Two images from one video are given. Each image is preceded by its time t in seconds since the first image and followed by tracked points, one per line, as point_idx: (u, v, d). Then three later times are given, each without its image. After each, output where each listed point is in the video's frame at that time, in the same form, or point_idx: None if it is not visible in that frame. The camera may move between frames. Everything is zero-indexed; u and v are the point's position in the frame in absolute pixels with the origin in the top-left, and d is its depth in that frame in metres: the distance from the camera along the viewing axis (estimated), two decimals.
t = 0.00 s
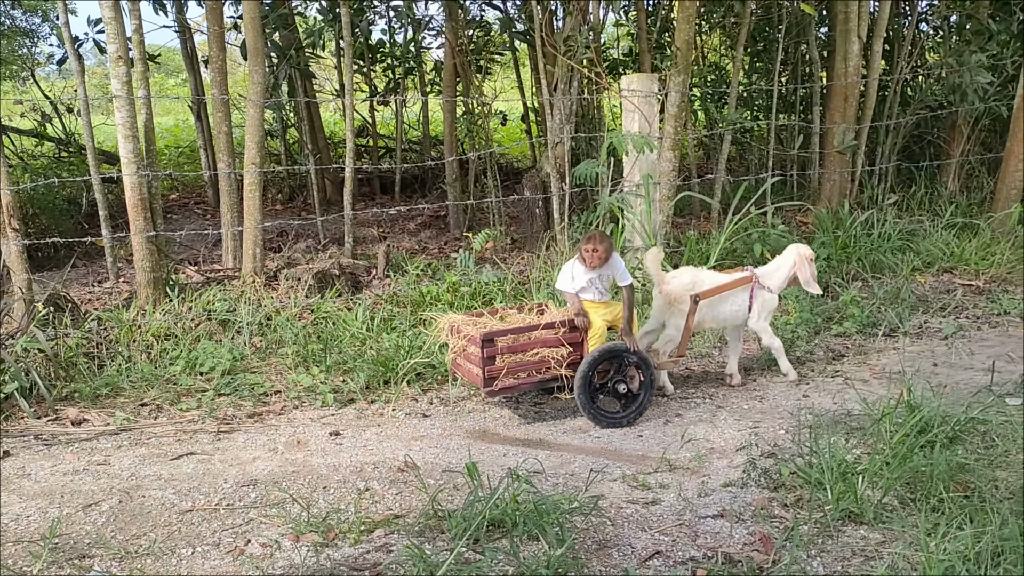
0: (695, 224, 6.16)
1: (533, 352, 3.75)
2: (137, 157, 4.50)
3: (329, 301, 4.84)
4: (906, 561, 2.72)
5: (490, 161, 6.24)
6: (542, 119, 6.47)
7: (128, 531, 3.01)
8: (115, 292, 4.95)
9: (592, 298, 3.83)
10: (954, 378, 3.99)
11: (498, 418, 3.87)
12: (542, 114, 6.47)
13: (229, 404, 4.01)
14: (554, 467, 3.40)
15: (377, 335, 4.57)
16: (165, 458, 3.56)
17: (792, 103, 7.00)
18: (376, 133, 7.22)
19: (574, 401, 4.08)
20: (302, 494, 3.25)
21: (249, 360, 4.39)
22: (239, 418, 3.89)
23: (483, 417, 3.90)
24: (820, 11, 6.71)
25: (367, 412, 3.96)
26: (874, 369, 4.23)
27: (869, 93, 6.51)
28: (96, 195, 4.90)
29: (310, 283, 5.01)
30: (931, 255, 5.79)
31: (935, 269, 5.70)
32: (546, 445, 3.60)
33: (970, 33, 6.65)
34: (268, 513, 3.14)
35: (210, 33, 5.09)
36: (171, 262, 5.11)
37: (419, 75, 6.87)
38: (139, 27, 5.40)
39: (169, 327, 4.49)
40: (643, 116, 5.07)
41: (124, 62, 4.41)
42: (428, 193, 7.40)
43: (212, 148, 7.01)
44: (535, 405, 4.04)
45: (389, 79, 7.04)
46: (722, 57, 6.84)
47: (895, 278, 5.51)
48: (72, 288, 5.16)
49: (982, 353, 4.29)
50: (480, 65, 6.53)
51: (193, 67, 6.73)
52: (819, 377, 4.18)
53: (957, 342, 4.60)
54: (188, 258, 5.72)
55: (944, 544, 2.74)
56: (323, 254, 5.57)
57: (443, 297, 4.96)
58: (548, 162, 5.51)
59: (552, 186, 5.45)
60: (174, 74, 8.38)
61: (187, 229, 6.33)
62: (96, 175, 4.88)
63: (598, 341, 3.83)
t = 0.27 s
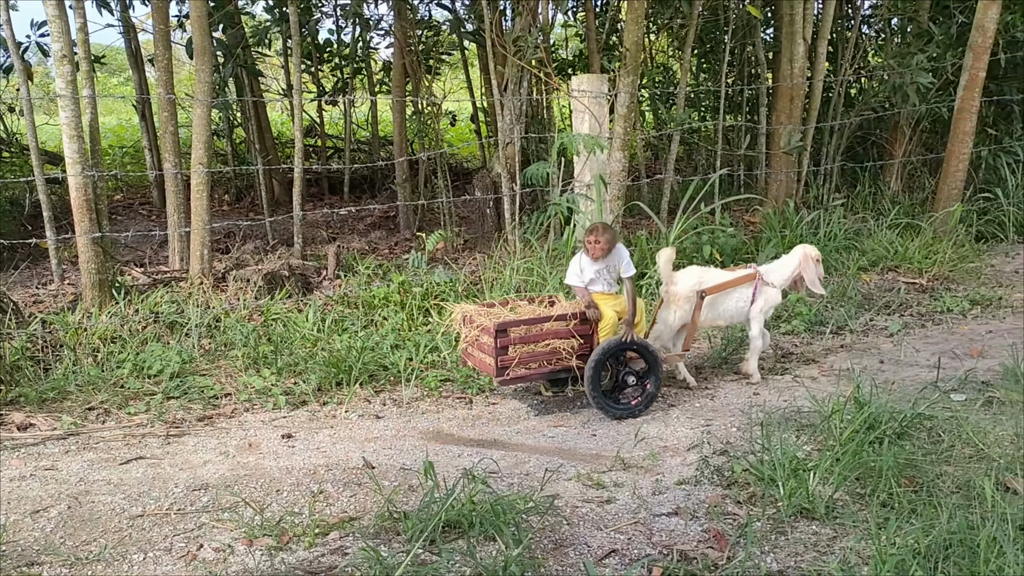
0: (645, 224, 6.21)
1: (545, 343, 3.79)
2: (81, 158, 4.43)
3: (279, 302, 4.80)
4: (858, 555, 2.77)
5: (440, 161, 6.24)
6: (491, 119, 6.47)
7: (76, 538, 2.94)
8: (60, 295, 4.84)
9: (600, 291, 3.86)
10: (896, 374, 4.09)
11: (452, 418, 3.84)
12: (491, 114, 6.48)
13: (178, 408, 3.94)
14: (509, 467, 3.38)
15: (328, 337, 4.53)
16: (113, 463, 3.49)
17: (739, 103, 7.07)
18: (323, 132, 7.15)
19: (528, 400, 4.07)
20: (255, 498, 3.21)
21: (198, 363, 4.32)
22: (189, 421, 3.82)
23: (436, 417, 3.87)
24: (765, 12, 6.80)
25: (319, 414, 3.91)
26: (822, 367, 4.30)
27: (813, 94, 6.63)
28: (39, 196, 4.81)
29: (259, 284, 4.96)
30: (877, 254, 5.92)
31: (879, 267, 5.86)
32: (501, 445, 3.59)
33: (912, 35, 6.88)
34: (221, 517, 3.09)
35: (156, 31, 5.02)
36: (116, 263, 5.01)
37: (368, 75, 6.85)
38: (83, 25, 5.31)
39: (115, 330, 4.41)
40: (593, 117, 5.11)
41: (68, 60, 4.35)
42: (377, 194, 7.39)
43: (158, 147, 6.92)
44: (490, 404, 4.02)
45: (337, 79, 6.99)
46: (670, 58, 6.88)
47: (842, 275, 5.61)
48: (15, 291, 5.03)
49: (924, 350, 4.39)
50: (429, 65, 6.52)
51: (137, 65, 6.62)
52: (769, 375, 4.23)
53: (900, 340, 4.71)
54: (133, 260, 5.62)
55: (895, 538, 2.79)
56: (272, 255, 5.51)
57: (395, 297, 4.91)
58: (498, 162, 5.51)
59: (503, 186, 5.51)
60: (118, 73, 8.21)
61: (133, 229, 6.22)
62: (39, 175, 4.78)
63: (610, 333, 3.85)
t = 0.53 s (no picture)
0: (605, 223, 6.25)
1: (559, 337, 3.86)
2: (37, 157, 4.43)
3: (237, 304, 4.77)
4: (819, 550, 2.80)
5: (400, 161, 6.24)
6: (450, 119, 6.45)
7: (34, 544, 2.90)
8: (15, 297, 4.77)
9: (612, 286, 3.97)
10: (852, 373, 4.15)
11: (414, 419, 3.83)
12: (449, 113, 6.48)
13: (136, 411, 3.90)
14: (472, 467, 3.38)
15: (288, 338, 4.50)
16: (71, 467, 3.44)
17: (695, 103, 7.09)
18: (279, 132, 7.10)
19: (490, 400, 4.06)
20: (216, 501, 3.18)
21: (155, 365, 4.28)
22: (148, 425, 3.78)
23: (397, 418, 3.85)
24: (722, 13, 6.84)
25: (280, 416, 3.88)
26: (781, 365, 4.35)
27: (769, 95, 6.70)
28: None
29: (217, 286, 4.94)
30: (831, 253, 5.99)
31: (836, 265, 5.90)
32: (465, 445, 3.58)
33: (866, 36, 6.93)
34: (182, 521, 3.05)
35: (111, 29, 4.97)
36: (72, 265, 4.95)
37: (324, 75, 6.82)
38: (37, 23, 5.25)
39: (70, 332, 4.35)
40: (552, 117, 5.12)
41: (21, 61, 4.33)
42: (335, 193, 7.37)
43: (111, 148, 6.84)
44: (452, 404, 4.00)
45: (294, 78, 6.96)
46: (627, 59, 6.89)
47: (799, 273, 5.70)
48: None
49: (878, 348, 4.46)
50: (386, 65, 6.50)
51: (90, 64, 6.56)
52: (730, 373, 4.27)
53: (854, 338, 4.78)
54: (87, 262, 5.54)
55: (856, 533, 2.82)
56: (230, 256, 5.46)
57: (355, 298, 4.87)
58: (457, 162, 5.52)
59: (461, 186, 5.53)
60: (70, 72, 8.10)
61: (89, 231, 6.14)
62: None
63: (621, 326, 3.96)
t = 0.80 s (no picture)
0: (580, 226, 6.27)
1: (591, 333, 3.91)
2: (8, 159, 4.40)
3: (213, 306, 4.75)
4: (798, 550, 2.81)
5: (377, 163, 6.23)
6: (426, 120, 6.43)
7: (10, 549, 2.87)
8: None
9: (640, 285, 4.07)
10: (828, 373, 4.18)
11: (392, 421, 3.82)
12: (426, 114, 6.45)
13: (111, 414, 3.87)
14: (452, 468, 3.38)
15: (264, 340, 4.49)
16: (45, 471, 3.41)
17: (671, 106, 7.09)
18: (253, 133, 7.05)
19: (468, 402, 4.06)
20: (194, 505, 3.16)
21: (130, 368, 4.25)
22: (123, 428, 3.75)
23: (375, 420, 3.85)
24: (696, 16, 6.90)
25: (257, 418, 3.86)
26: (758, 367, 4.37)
27: (744, 98, 6.72)
28: None
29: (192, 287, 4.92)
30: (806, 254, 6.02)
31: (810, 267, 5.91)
32: (444, 447, 3.58)
33: (838, 39, 6.97)
34: (159, 525, 3.03)
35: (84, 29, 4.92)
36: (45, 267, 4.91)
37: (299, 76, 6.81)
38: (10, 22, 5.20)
39: (45, 335, 4.31)
40: (528, 119, 5.11)
41: None
42: (309, 196, 7.36)
43: (83, 149, 6.79)
44: (430, 405, 3.99)
45: (268, 79, 6.92)
46: (602, 61, 6.95)
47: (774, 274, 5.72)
48: None
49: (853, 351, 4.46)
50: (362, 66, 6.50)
51: (63, 65, 6.51)
52: (708, 374, 4.29)
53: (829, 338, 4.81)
54: (60, 264, 5.49)
55: (835, 533, 2.84)
56: (205, 258, 5.44)
57: (331, 300, 4.85)
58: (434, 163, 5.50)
59: (438, 187, 5.51)
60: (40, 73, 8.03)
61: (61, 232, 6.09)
62: None
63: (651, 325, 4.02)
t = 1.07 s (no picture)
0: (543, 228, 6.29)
1: (611, 334, 3.95)
2: None
3: (173, 309, 4.70)
4: (761, 550, 2.83)
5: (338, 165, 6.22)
6: (388, 122, 6.43)
7: None
8: None
9: (657, 283, 4.02)
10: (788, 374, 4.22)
11: (355, 425, 3.80)
12: (388, 116, 6.42)
13: (69, 419, 3.81)
14: (416, 472, 3.36)
15: (225, 343, 4.45)
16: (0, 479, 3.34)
17: (632, 108, 7.14)
18: (213, 134, 6.99)
19: (432, 404, 4.04)
20: (155, 510, 3.13)
21: (89, 372, 4.19)
22: (81, 433, 3.70)
23: (338, 423, 3.83)
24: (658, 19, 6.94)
25: (218, 423, 3.83)
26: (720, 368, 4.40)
27: (705, 100, 6.73)
28: None
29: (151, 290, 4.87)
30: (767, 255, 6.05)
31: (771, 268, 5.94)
32: (407, 450, 3.56)
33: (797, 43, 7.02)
34: (119, 531, 2.99)
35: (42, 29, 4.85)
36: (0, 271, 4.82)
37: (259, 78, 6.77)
38: None
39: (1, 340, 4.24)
40: (491, 122, 5.06)
41: None
42: (270, 198, 7.32)
43: (40, 150, 6.68)
44: (393, 409, 3.97)
45: (228, 80, 6.88)
46: (564, 63, 6.96)
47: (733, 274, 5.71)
48: None
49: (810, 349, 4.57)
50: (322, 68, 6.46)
51: (20, 65, 6.41)
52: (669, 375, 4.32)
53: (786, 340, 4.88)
54: (17, 267, 5.40)
55: (798, 532, 2.85)
56: (164, 261, 5.38)
57: (293, 303, 4.81)
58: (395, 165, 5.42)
59: (400, 190, 5.44)
60: None
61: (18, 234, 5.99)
62: None
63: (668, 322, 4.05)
